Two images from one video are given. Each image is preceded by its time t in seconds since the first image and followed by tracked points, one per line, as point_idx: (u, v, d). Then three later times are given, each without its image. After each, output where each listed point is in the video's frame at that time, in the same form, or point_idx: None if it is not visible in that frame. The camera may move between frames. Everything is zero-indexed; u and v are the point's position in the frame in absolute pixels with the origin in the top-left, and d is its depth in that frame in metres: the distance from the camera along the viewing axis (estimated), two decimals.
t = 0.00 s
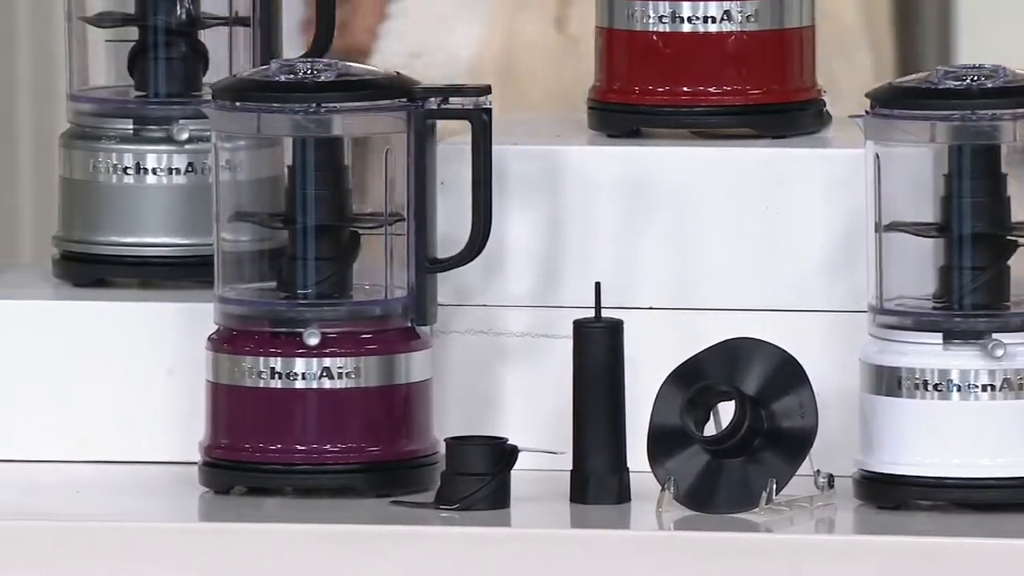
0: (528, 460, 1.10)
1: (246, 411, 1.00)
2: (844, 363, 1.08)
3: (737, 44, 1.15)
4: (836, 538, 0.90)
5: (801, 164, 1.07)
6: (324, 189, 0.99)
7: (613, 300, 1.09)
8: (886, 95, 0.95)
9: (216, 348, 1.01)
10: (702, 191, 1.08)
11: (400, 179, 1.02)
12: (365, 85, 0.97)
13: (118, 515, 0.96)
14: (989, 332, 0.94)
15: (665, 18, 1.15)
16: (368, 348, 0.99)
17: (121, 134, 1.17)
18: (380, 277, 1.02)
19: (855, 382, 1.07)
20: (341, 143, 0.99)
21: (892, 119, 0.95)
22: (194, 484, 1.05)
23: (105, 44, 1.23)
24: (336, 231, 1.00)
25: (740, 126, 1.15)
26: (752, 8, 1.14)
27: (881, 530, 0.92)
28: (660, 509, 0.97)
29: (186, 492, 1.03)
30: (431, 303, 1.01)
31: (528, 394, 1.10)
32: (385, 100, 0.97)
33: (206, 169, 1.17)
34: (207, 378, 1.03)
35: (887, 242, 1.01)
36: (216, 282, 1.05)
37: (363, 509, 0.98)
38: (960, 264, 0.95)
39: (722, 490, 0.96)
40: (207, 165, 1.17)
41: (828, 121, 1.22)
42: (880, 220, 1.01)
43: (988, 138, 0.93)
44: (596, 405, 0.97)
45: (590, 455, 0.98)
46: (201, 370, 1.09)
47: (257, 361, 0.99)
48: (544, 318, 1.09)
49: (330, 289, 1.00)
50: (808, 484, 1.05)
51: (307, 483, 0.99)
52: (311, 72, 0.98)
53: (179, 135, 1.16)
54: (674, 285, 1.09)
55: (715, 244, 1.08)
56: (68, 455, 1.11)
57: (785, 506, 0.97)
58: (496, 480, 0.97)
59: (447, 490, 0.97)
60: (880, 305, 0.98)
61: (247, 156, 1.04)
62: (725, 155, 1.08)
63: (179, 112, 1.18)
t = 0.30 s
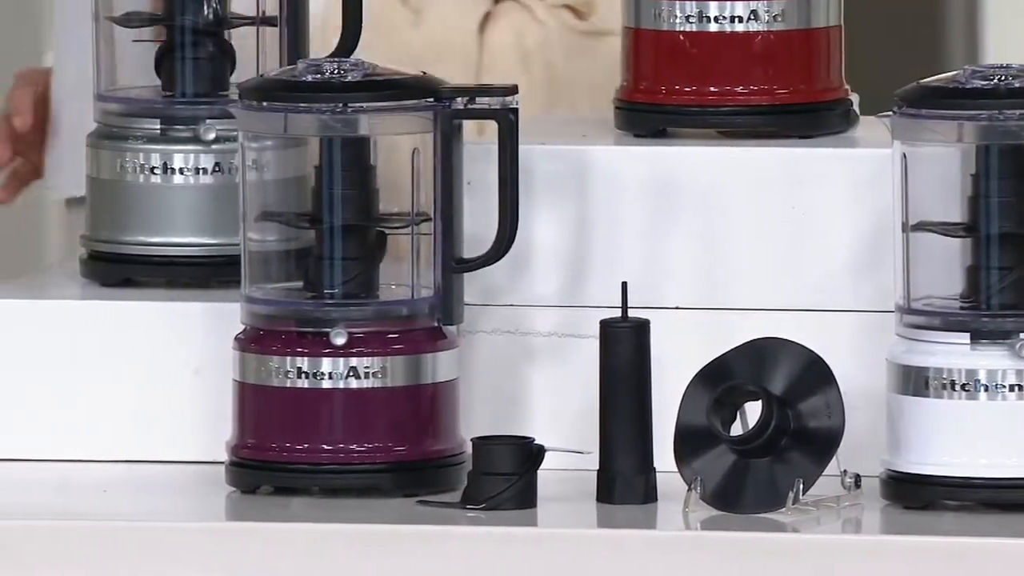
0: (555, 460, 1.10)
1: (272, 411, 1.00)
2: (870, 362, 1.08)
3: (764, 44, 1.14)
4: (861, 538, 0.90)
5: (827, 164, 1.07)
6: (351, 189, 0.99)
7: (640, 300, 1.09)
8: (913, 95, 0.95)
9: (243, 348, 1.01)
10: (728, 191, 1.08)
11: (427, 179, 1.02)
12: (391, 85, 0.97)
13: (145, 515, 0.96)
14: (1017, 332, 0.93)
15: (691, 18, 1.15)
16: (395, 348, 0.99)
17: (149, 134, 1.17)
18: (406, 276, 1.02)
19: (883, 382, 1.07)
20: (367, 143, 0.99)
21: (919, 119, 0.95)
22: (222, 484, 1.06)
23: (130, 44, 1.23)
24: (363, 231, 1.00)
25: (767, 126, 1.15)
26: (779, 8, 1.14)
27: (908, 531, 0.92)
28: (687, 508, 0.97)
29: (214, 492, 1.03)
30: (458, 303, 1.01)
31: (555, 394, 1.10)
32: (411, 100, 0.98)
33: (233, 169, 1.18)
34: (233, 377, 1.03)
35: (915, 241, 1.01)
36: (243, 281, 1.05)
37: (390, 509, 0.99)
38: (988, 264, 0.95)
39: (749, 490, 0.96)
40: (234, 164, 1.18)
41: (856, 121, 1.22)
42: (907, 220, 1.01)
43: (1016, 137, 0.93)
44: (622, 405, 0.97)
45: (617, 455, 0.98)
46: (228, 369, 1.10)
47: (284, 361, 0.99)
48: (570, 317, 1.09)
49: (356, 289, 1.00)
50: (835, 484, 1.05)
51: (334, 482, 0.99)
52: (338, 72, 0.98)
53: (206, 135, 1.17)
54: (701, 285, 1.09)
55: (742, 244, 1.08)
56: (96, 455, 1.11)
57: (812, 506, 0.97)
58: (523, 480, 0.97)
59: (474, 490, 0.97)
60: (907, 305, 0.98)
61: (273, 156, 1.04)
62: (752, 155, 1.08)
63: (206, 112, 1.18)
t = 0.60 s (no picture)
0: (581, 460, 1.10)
1: (298, 410, 1.00)
2: (895, 362, 1.08)
3: (790, 43, 1.15)
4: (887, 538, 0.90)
5: (853, 163, 1.07)
6: (377, 189, 1.00)
7: (667, 299, 1.09)
8: (940, 95, 0.94)
9: (269, 348, 1.01)
10: (753, 190, 1.08)
11: (453, 179, 1.02)
12: (417, 85, 0.97)
13: (172, 515, 0.97)
14: None
15: (717, 18, 1.15)
16: (420, 347, 0.99)
17: (175, 134, 1.18)
18: (432, 275, 1.03)
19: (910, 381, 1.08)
20: (392, 143, 1.00)
21: (946, 118, 0.95)
22: (248, 483, 1.06)
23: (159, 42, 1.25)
24: (388, 230, 1.00)
25: (794, 126, 1.15)
26: (806, 8, 1.14)
27: (934, 531, 0.92)
28: (712, 508, 0.97)
29: (240, 492, 1.04)
30: (483, 303, 1.02)
31: (581, 394, 1.10)
32: (437, 101, 0.98)
33: (259, 169, 1.18)
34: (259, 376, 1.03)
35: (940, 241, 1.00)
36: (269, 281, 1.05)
37: (416, 509, 0.99)
38: (1014, 264, 0.95)
39: (775, 489, 0.96)
40: (259, 164, 1.18)
41: (882, 121, 1.22)
42: (934, 219, 1.01)
43: None
44: (648, 405, 0.98)
45: (643, 454, 0.98)
46: (253, 368, 1.10)
47: (310, 361, 0.99)
48: (596, 317, 1.10)
49: (382, 289, 1.00)
50: (861, 484, 1.05)
51: (360, 482, 1.00)
52: (365, 71, 0.99)
53: (232, 135, 1.17)
54: (726, 284, 1.09)
55: (767, 244, 1.08)
56: (122, 454, 1.12)
57: (838, 506, 0.97)
58: (549, 480, 0.97)
59: (500, 490, 0.98)
60: (934, 305, 0.98)
61: (300, 156, 1.05)
62: (778, 155, 1.07)
63: (232, 112, 1.18)
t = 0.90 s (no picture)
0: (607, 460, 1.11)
1: (325, 410, 1.01)
2: (922, 361, 1.08)
3: (817, 43, 1.15)
4: (915, 539, 0.90)
5: (881, 163, 1.07)
6: (403, 188, 1.00)
7: (694, 299, 1.09)
8: (967, 95, 0.94)
9: (296, 348, 1.02)
10: (780, 190, 1.08)
11: (477, 179, 1.03)
12: (444, 84, 0.97)
13: (199, 514, 0.97)
14: None
15: (744, 18, 1.15)
16: (447, 347, 1.00)
17: (202, 134, 1.19)
18: (459, 275, 1.03)
19: (937, 381, 1.07)
20: (419, 143, 1.00)
21: (973, 118, 0.95)
22: (274, 483, 1.07)
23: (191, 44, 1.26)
24: (415, 230, 1.01)
25: (821, 126, 1.14)
26: (833, 8, 1.14)
27: (962, 531, 0.92)
28: (740, 508, 0.97)
29: (267, 492, 1.04)
30: (509, 302, 1.02)
31: (607, 394, 1.10)
32: (464, 100, 0.98)
33: (286, 169, 1.19)
34: (286, 377, 1.04)
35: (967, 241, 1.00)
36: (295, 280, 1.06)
37: (443, 508, 0.99)
38: None
39: (802, 489, 0.96)
40: (286, 164, 1.19)
41: (911, 121, 1.21)
42: (962, 219, 1.01)
43: None
44: (675, 404, 0.98)
45: (670, 454, 0.98)
46: (280, 368, 1.11)
47: (337, 361, 1.00)
48: (623, 317, 1.10)
49: (408, 289, 1.01)
50: (889, 484, 1.05)
51: (387, 481, 1.00)
52: (392, 71, 0.99)
53: (259, 135, 1.18)
54: (753, 284, 1.09)
55: (794, 243, 1.08)
56: (149, 454, 1.12)
57: (865, 506, 0.97)
58: (575, 480, 0.98)
59: (527, 490, 0.98)
60: (961, 305, 0.98)
61: (327, 156, 1.06)
62: (805, 154, 1.07)
63: (259, 112, 1.19)
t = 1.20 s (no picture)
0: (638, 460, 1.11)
1: (356, 409, 1.01)
2: (953, 361, 1.07)
3: (849, 43, 1.14)
4: (949, 540, 0.90)
5: (912, 162, 1.07)
6: (434, 188, 1.00)
7: (725, 299, 1.09)
8: (997, 94, 0.94)
9: (326, 348, 1.02)
10: (811, 190, 1.08)
11: (508, 179, 1.03)
12: (475, 84, 0.98)
13: (231, 514, 0.97)
14: None
15: (775, 17, 1.15)
16: (478, 346, 1.00)
17: (233, 133, 1.19)
18: (489, 275, 1.03)
19: (969, 382, 1.07)
20: (450, 145, 1.00)
21: (1003, 118, 0.94)
22: (306, 483, 1.07)
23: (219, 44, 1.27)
24: (445, 230, 1.01)
25: (852, 126, 1.14)
26: (865, 7, 1.14)
27: (993, 531, 0.92)
28: (770, 508, 0.97)
29: (298, 492, 1.04)
30: (540, 302, 1.02)
31: (638, 394, 1.10)
32: (494, 100, 0.98)
33: (317, 169, 1.19)
34: (317, 377, 1.04)
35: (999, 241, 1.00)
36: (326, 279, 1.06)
37: (474, 508, 0.99)
38: None
39: (833, 489, 0.96)
40: (316, 164, 1.19)
41: (943, 121, 1.21)
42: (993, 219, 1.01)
43: None
44: (704, 404, 0.98)
45: (700, 454, 0.98)
46: (311, 367, 1.11)
47: (367, 361, 1.00)
48: (653, 317, 1.10)
49: (439, 289, 1.01)
50: (920, 484, 1.05)
51: (418, 481, 1.00)
52: (423, 71, 1.00)
53: (290, 134, 1.18)
54: (784, 284, 1.09)
55: (824, 243, 1.08)
56: (181, 454, 1.13)
57: (897, 506, 0.97)
58: (606, 480, 0.98)
59: (557, 489, 0.98)
60: (992, 305, 0.98)
61: (357, 156, 1.06)
62: (836, 154, 1.07)
63: (290, 112, 1.19)
